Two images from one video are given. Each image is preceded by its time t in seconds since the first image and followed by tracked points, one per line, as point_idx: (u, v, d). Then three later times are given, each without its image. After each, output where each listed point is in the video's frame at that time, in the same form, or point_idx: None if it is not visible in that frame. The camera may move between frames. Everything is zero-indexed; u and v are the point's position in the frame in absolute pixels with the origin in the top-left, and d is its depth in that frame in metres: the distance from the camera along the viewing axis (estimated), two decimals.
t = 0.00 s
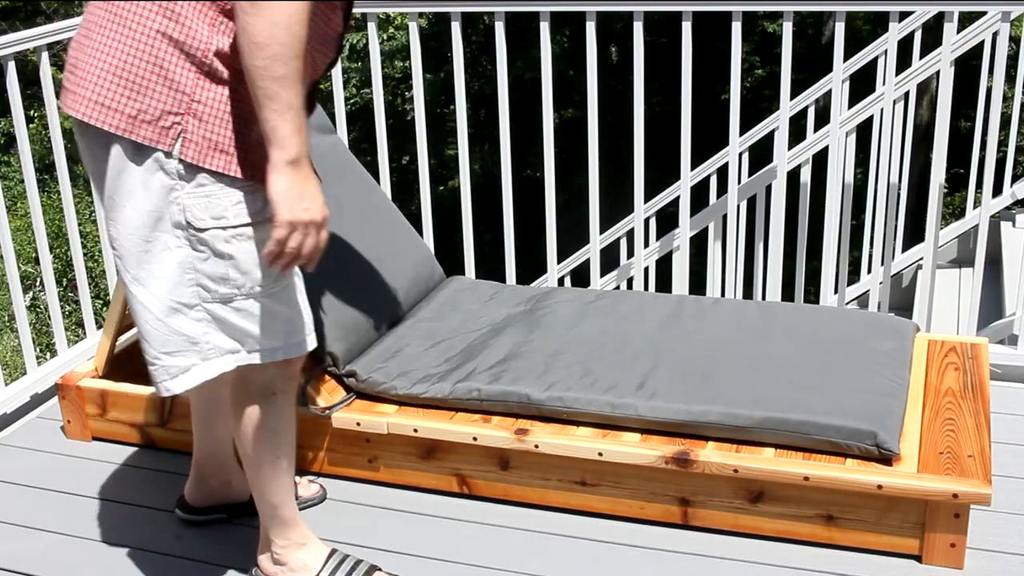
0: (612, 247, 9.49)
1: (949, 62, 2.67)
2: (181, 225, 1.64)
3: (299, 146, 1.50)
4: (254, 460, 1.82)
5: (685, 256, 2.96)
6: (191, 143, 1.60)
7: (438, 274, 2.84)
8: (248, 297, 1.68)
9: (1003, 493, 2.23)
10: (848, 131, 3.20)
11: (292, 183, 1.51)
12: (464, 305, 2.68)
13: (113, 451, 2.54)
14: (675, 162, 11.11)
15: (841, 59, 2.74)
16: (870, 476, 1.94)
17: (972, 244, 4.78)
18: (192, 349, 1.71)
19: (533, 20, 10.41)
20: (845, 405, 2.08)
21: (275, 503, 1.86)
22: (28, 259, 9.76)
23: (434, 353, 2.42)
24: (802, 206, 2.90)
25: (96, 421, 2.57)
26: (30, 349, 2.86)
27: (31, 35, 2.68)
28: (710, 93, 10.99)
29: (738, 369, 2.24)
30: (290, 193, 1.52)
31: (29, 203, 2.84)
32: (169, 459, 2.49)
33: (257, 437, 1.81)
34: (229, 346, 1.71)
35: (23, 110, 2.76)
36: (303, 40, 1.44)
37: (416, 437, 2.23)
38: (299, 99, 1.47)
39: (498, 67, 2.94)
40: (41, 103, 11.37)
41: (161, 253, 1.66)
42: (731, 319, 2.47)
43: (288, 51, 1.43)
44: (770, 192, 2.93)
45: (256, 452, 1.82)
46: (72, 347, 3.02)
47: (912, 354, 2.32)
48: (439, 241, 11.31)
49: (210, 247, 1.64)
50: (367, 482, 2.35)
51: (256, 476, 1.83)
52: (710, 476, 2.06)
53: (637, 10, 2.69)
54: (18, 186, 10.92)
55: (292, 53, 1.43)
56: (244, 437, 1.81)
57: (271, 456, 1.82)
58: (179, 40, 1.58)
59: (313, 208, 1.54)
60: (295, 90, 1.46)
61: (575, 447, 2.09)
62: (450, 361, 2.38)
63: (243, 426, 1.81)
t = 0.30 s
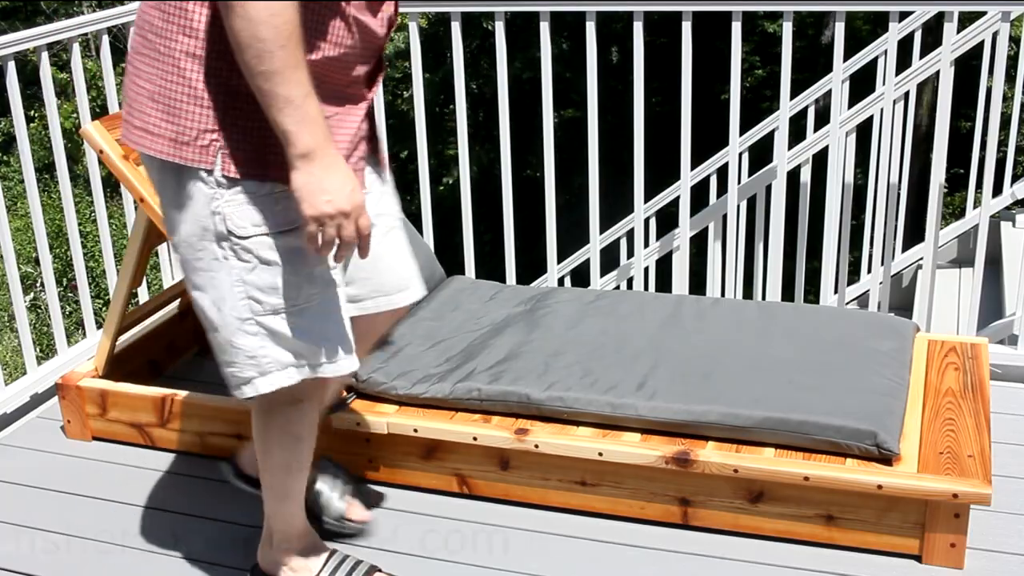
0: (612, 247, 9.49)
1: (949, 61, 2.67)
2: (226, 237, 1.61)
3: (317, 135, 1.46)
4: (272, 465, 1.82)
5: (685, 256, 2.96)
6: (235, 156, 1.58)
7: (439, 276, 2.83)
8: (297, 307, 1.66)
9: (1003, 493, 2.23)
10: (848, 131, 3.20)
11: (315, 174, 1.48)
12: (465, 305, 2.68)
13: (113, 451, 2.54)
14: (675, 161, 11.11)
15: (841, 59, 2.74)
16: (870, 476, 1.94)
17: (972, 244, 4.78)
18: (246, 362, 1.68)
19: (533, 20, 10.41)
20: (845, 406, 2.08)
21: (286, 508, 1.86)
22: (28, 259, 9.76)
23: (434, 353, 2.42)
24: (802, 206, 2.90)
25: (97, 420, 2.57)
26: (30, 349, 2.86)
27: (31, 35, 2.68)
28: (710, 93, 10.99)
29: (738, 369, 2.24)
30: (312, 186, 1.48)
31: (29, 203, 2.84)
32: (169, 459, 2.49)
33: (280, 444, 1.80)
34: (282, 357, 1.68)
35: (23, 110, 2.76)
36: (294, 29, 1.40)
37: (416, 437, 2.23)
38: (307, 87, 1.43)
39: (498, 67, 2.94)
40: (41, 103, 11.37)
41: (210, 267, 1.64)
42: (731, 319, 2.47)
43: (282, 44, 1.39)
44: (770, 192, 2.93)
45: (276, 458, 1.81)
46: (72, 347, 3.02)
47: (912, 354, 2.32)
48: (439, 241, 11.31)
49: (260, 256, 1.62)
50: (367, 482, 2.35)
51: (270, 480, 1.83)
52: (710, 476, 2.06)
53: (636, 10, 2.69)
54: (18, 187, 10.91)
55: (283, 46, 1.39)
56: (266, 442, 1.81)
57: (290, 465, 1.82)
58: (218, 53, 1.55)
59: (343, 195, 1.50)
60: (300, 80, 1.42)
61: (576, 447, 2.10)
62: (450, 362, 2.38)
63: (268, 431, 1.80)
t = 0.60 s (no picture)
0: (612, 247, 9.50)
1: (949, 61, 2.67)
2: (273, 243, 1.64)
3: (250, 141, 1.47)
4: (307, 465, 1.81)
5: (685, 256, 2.96)
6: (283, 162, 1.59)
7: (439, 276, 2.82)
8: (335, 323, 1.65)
9: (1003, 493, 2.23)
10: (848, 131, 3.20)
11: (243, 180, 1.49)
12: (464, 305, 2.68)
13: (113, 451, 2.54)
14: (675, 161, 11.11)
15: (841, 59, 2.74)
16: (870, 477, 1.94)
17: (972, 244, 4.78)
18: (290, 369, 1.71)
19: (533, 20, 10.41)
20: (845, 406, 2.08)
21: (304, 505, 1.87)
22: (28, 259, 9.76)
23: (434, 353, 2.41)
24: (802, 206, 2.90)
25: (97, 420, 2.57)
26: (30, 349, 2.86)
27: (31, 34, 2.68)
28: (710, 93, 10.99)
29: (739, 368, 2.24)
30: (243, 189, 1.49)
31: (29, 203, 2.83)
32: (169, 459, 2.49)
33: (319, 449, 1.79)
34: (312, 371, 1.69)
35: (22, 110, 2.76)
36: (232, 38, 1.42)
37: (416, 437, 2.23)
38: (245, 94, 1.45)
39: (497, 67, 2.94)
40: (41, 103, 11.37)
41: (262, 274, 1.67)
42: (731, 318, 2.47)
43: (214, 52, 1.41)
44: (770, 192, 2.93)
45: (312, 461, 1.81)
46: (72, 347, 3.02)
47: (912, 354, 2.32)
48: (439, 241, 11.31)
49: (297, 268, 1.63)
50: (365, 482, 2.35)
51: (297, 478, 1.82)
52: (710, 476, 2.06)
53: (636, 10, 2.69)
54: (18, 187, 10.92)
55: (213, 52, 1.41)
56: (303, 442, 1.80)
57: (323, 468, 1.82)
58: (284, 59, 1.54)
59: (268, 204, 1.49)
60: (235, 86, 1.44)
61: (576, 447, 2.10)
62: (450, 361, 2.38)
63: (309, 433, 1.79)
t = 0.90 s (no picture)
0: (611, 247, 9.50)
1: (949, 61, 2.67)
2: (360, 222, 1.64)
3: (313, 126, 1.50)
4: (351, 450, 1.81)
5: (685, 255, 2.96)
6: (368, 148, 1.60)
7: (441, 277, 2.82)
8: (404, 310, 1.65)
9: (1003, 493, 2.23)
10: (848, 131, 3.20)
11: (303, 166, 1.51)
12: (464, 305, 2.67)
13: (113, 451, 2.53)
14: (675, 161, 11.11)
15: (841, 59, 2.74)
16: (870, 477, 1.94)
17: (972, 244, 4.78)
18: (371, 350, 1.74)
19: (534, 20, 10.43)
20: (844, 406, 2.08)
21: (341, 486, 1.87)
22: (29, 259, 9.77)
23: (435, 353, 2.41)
24: (802, 206, 2.90)
25: (97, 420, 2.57)
26: (30, 349, 2.86)
27: (31, 34, 2.68)
28: (710, 93, 10.99)
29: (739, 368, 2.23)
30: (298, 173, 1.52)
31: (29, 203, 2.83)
32: (170, 459, 2.48)
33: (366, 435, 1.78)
34: (385, 351, 1.69)
35: (22, 109, 2.76)
36: (303, 31, 1.44)
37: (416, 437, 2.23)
38: (313, 83, 1.48)
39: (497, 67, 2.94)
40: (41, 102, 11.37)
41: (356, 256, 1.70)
42: (731, 318, 2.47)
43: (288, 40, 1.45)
44: (770, 192, 2.93)
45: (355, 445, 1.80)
46: (71, 346, 3.02)
47: (912, 354, 2.32)
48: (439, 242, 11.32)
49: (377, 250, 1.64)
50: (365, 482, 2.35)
51: (339, 460, 1.83)
52: (710, 476, 2.06)
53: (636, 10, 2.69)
54: (19, 187, 10.92)
55: (284, 42, 1.45)
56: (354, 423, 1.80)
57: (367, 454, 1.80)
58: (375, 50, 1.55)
59: (300, 183, 1.52)
60: (302, 73, 1.47)
61: (576, 447, 2.10)
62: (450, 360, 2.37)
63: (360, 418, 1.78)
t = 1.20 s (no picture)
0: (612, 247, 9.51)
1: (949, 61, 2.68)
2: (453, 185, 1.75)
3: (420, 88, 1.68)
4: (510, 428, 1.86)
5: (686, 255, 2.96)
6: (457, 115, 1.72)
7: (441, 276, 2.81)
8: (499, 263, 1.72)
9: (1003, 493, 2.23)
10: (848, 131, 3.20)
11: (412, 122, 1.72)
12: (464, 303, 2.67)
13: (113, 451, 2.53)
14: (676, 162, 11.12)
15: (841, 59, 2.74)
16: (870, 477, 1.94)
17: (971, 244, 4.78)
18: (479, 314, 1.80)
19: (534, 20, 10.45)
20: (844, 407, 2.08)
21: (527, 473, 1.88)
22: (29, 259, 9.78)
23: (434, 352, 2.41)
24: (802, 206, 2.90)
25: (97, 420, 2.57)
26: (30, 349, 2.86)
27: (31, 35, 2.68)
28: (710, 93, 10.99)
29: (740, 368, 2.23)
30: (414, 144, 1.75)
31: (29, 203, 2.83)
32: (169, 459, 2.48)
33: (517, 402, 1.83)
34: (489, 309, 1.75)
35: (22, 110, 2.76)
36: (408, 25, 1.63)
37: (416, 437, 2.24)
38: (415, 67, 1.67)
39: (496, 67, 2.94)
40: (41, 103, 11.38)
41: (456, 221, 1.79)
42: (731, 317, 2.47)
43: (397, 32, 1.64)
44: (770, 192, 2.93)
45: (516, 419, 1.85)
46: (71, 347, 3.02)
47: (912, 354, 2.32)
48: (439, 242, 11.33)
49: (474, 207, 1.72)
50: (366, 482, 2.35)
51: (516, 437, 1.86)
52: (710, 476, 2.06)
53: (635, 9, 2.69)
54: (19, 187, 10.93)
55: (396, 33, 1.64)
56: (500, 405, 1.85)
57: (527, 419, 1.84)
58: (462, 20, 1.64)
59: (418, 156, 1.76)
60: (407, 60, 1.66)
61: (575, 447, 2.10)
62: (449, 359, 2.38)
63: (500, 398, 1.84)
